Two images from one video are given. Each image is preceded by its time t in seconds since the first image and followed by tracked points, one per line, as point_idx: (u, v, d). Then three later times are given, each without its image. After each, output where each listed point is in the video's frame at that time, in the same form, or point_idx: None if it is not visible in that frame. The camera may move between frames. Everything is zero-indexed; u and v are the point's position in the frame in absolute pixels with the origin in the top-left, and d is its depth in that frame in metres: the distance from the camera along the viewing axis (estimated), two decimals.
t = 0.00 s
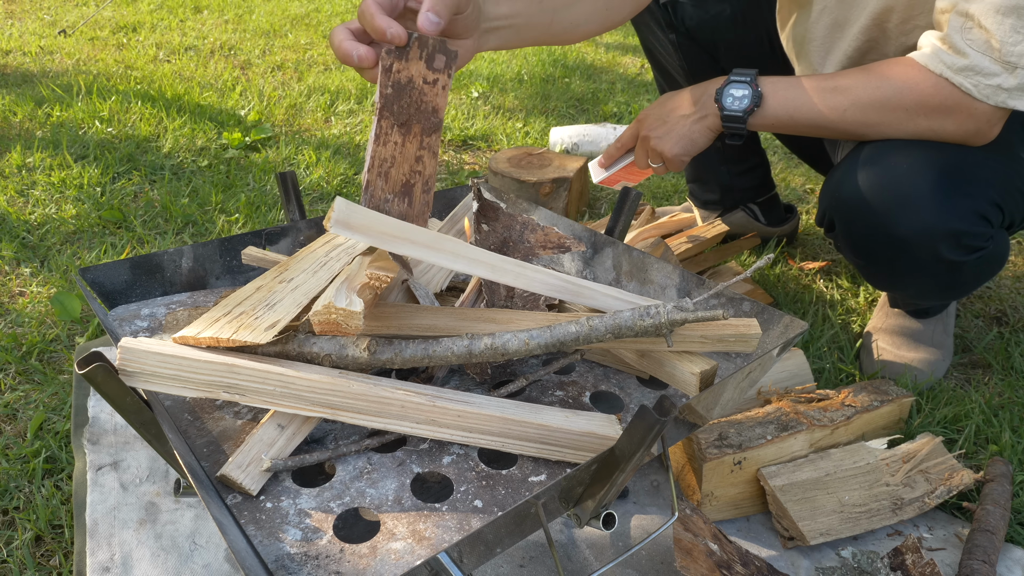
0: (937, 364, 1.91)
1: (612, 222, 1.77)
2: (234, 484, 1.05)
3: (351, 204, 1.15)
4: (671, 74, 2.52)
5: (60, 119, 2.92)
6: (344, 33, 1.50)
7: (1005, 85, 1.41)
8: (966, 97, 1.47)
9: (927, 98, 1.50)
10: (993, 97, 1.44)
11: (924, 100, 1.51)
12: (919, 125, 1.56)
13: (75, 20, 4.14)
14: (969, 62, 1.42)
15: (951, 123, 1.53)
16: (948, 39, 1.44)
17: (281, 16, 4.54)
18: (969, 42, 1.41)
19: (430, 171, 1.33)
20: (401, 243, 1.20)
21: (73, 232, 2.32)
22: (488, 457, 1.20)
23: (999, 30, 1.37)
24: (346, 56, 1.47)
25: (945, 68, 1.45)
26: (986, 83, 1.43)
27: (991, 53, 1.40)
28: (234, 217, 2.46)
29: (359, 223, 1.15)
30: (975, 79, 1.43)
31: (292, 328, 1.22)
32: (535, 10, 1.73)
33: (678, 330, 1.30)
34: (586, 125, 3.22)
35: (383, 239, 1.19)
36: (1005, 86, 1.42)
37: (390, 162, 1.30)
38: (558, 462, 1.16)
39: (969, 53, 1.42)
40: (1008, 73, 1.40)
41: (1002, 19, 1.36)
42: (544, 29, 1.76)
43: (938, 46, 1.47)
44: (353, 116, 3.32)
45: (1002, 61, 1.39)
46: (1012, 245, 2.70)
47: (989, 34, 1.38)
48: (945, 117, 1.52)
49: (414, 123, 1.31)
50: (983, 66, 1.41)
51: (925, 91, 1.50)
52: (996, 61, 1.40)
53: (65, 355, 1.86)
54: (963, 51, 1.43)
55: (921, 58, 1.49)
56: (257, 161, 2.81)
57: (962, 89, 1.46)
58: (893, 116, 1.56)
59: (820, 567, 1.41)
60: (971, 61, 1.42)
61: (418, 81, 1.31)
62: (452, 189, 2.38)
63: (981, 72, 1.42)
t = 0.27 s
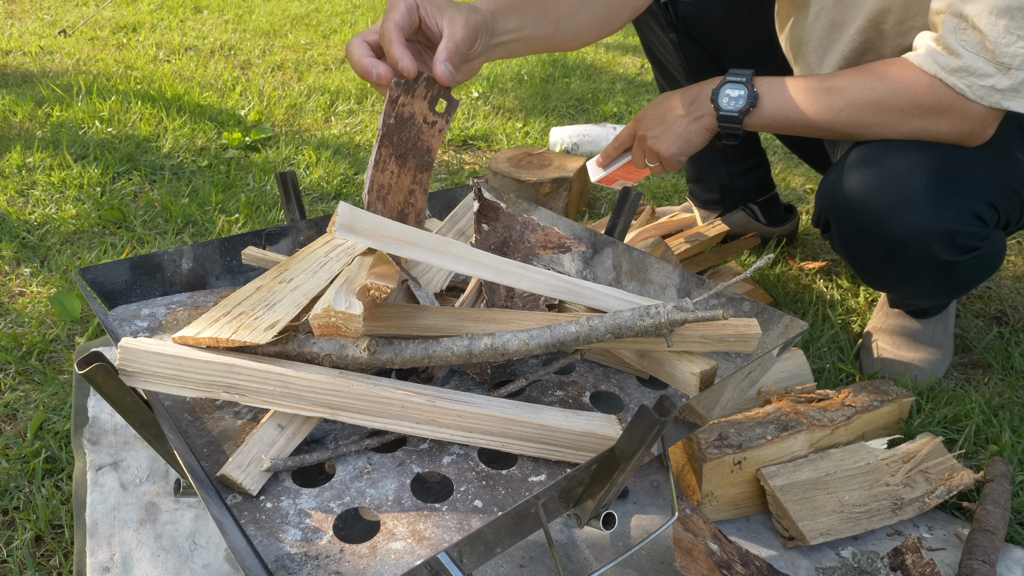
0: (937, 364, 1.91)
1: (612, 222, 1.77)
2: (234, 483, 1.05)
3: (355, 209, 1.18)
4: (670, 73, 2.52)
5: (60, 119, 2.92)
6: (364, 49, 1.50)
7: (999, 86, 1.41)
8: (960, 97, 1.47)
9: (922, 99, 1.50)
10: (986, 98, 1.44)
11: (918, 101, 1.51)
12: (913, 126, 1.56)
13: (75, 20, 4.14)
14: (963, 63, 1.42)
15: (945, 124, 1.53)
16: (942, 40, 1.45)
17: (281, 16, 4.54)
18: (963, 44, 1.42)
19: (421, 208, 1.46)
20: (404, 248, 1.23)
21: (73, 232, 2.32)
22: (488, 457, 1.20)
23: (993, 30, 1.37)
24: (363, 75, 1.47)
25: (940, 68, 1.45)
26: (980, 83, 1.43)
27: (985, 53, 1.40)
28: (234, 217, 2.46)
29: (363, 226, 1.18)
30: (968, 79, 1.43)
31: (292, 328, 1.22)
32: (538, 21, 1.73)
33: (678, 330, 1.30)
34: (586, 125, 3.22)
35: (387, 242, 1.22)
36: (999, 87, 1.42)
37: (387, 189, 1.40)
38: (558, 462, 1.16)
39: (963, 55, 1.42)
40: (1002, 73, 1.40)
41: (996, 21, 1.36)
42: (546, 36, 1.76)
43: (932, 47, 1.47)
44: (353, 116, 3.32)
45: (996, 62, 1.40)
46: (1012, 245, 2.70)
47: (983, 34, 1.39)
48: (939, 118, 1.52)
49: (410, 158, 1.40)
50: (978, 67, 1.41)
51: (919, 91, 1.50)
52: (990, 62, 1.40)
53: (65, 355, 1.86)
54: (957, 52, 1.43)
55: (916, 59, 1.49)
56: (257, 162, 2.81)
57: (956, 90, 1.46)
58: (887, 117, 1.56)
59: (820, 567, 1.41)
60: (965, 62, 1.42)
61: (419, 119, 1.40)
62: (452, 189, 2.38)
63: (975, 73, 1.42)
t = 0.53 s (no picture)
0: (937, 364, 1.91)
1: (613, 222, 1.77)
2: (234, 483, 1.05)
3: (354, 208, 1.19)
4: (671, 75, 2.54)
5: (60, 119, 2.92)
6: (387, 75, 1.53)
7: (997, 86, 1.41)
8: (959, 97, 1.47)
9: (920, 99, 1.50)
10: (984, 98, 1.44)
11: (916, 101, 1.51)
12: (912, 126, 1.56)
13: (75, 20, 4.14)
14: (961, 63, 1.42)
15: (943, 124, 1.53)
16: (939, 40, 1.45)
17: (281, 16, 4.53)
18: (960, 44, 1.42)
19: (428, 214, 1.42)
20: (401, 246, 1.24)
21: (73, 232, 2.32)
22: (488, 457, 1.20)
23: (991, 31, 1.37)
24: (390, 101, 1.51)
25: (937, 69, 1.45)
26: (977, 83, 1.43)
27: (982, 53, 1.40)
28: (234, 217, 2.46)
29: (361, 226, 1.19)
30: (966, 79, 1.43)
31: (292, 328, 1.22)
32: (549, 41, 1.75)
33: (678, 330, 1.30)
34: (587, 125, 3.22)
35: (385, 241, 1.22)
36: (996, 87, 1.41)
37: (404, 202, 1.40)
38: (558, 462, 1.16)
39: (960, 55, 1.42)
40: (999, 73, 1.40)
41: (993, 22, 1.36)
42: (556, 54, 1.78)
43: (930, 47, 1.47)
44: (353, 116, 3.32)
45: (994, 62, 1.40)
46: (1012, 245, 2.70)
47: (980, 35, 1.39)
48: (938, 118, 1.52)
49: (426, 176, 1.40)
50: (975, 67, 1.41)
51: (917, 92, 1.50)
52: (987, 62, 1.40)
53: (65, 355, 1.86)
54: (954, 52, 1.43)
55: (914, 60, 1.49)
56: (257, 162, 2.81)
57: (954, 90, 1.46)
58: (886, 117, 1.56)
59: (820, 567, 1.41)
60: (963, 62, 1.42)
61: (433, 143, 1.41)
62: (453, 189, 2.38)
63: (973, 73, 1.42)
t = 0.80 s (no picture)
0: (937, 364, 1.91)
1: (613, 222, 1.77)
2: (234, 483, 1.05)
3: (356, 203, 1.20)
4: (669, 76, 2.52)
5: (60, 119, 2.92)
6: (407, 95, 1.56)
7: (996, 85, 1.41)
8: (958, 96, 1.47)
9: (920, 98, 1.50)
10: (983, 96, 1.44)
11: (916, 100, 1.51)
12: (912, 126, 1.56)
13: (75, 20, 4.14)
14: (960, 62, 1.42)
15: (943, 123, 1.53)
16: (939, 39, 1.45)
17: (281, 16, 4.53)
18: (959, 43, 1.42)
19: (427, 214, 1.42)
20: (406, 240, 1.24)
21: (73, 232, 2.32)
22: (488, 457, 1.20)
23: (989, 31, 1.37)
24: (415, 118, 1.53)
25: (936, 67, 1.45)
26: (977, 82, 1.43)
27: (981, 52, 1.40)
28: (234, 217, 2.46)
29: (364, 221, 1.20)
30: (965, 78, 1.43)
31: (292, 328, 1.22)
32: (566, 58, 1.73)
33: (678, 330, 1.30)
34: (586, 125, 3.22)
35: (387, 236, 1.22)
36: (996, 86, 1.41)
37: (412, 208, 1.40)
38: (558, 462, 1.16)
39: (959, 54, 1.42)
40: (998, 72, 1.40)
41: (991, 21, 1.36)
42: (572, 71, 1.77)
43: (929, 47, 1.47)
44: (353, 116, 3.32)
45: (993, 61, 1.39)
46: (1012, 245, 2.70)
47: (979, 34, 1.39)
48: (937, 117, 1.52)
49: (437, 186, 1.42)
50: (974, 65, 1.41)
51: (917, 91, 1.50)
52: (986, 61, 1.40)
53: (65, 355, 1.87)
54: (953, 50, 1.43)
55: (913, 59, 1.50)
56: (257, 162, 2.81)
57: (953, 89, 1.46)
58: (886, 116, 1.56)
59: (820, 567, 1.41)
60: (962, 60, 1.42)
61: (447, 156, 1.42)
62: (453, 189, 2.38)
63: (972, 72, 1.42)
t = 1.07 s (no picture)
0: (937, 364, 1.91)
1: (613, 222, 1.77)
2: (234, 484, 1.05)
3: (354, 212, 1.23)
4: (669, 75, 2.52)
5: (60, 119, 2.92)
6: (419, 95, 1.56)
7: (997, 85, 1.41)
8: (959, 96, 1.47)
9: (921, 98, 1.50)
10: (984, 97, 1.44)
11: (917, 100, 1.51)
12: (913, 126, 1.56)
13: (75, 20, 4.13)
14: (960, 62, 1.42)
15: (944, 123, 1.53)
16: (939, 39, 1.45)
17: (281, 16, 4.53)
18: (960, 44, 1.42)
19: (428, 214, 1.42)
20: (401, 246, 1.25)
21: (73, 232, 2.32)
22: (488, 457, 1.20)
23: (989, 31, 1.37)
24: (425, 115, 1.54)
25: (937, 68, 1.45)
26: (977, 82, 1.43)
27: (982, 52, 1.40)
28: (234, 217, 2.46)
29: (361, 228, 1.22)
30: (966, 78, 1.43)
31: (292, 328, 1.22)
32: (578, 58, 1.73)
33: (678, 330, 1.30)
34: (586, 125, 3.22)
35: (384, 242, 1.24)
36: (996, 86, 1.41)
37: (417, 207, 1.41)
38: (558, 462, 1.16)
39: (960, 54, 1.42)
40: (999, 73, 1.40)
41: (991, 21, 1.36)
42: (585, 73, 1.76)
43: (930, 47, 1.47)
44: (353, 116, 3.32)
45: (993, 61, 1.39)
46: (1012, 245, 2.70)
47: (979, 34, 1.39)
48: (938, 117, 1.52)
49: (444, 179, 1.42)
50: (974, 66, 1.41)
51: (918, 91, 1.50)
52: (987, 61, 1.40)
53: (65, 355, 1.87)
54: (954, 51, 1.43)
55: (914, 59, 1.50)
56: (257, 162, 2.81)
57: (954, 89, 1.46)
58: (887, 117, 1.56)
59: (820, 567, 1.41)
60: (963, 61, 1.42)
61: (453, 145, 1.42)
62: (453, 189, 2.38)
63: (973, 72, 1.42)
